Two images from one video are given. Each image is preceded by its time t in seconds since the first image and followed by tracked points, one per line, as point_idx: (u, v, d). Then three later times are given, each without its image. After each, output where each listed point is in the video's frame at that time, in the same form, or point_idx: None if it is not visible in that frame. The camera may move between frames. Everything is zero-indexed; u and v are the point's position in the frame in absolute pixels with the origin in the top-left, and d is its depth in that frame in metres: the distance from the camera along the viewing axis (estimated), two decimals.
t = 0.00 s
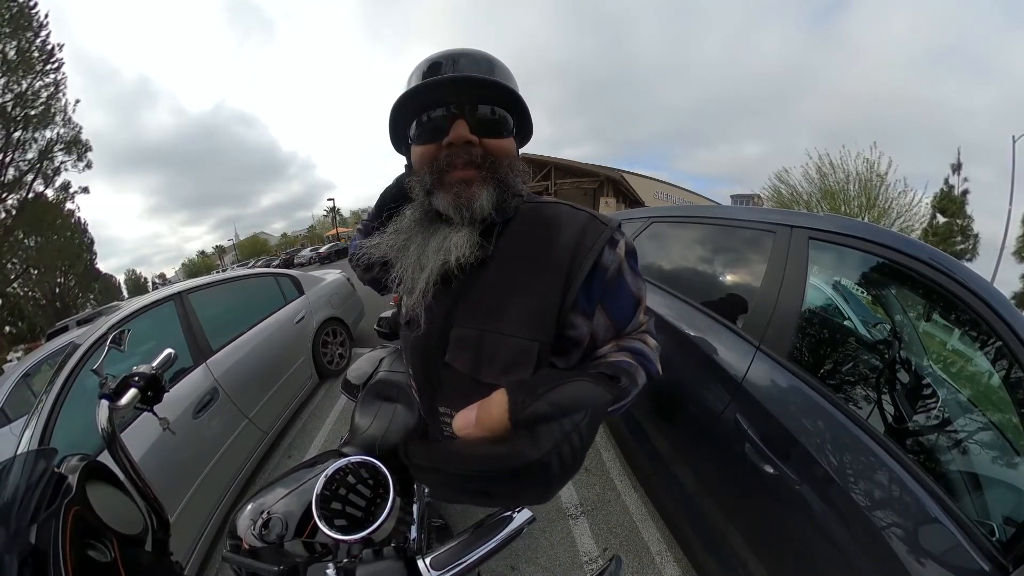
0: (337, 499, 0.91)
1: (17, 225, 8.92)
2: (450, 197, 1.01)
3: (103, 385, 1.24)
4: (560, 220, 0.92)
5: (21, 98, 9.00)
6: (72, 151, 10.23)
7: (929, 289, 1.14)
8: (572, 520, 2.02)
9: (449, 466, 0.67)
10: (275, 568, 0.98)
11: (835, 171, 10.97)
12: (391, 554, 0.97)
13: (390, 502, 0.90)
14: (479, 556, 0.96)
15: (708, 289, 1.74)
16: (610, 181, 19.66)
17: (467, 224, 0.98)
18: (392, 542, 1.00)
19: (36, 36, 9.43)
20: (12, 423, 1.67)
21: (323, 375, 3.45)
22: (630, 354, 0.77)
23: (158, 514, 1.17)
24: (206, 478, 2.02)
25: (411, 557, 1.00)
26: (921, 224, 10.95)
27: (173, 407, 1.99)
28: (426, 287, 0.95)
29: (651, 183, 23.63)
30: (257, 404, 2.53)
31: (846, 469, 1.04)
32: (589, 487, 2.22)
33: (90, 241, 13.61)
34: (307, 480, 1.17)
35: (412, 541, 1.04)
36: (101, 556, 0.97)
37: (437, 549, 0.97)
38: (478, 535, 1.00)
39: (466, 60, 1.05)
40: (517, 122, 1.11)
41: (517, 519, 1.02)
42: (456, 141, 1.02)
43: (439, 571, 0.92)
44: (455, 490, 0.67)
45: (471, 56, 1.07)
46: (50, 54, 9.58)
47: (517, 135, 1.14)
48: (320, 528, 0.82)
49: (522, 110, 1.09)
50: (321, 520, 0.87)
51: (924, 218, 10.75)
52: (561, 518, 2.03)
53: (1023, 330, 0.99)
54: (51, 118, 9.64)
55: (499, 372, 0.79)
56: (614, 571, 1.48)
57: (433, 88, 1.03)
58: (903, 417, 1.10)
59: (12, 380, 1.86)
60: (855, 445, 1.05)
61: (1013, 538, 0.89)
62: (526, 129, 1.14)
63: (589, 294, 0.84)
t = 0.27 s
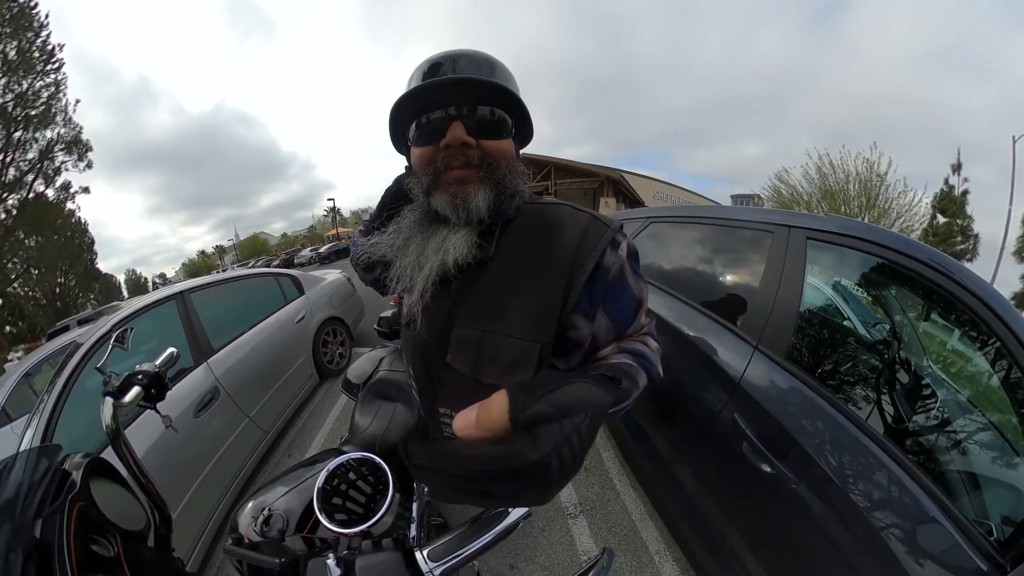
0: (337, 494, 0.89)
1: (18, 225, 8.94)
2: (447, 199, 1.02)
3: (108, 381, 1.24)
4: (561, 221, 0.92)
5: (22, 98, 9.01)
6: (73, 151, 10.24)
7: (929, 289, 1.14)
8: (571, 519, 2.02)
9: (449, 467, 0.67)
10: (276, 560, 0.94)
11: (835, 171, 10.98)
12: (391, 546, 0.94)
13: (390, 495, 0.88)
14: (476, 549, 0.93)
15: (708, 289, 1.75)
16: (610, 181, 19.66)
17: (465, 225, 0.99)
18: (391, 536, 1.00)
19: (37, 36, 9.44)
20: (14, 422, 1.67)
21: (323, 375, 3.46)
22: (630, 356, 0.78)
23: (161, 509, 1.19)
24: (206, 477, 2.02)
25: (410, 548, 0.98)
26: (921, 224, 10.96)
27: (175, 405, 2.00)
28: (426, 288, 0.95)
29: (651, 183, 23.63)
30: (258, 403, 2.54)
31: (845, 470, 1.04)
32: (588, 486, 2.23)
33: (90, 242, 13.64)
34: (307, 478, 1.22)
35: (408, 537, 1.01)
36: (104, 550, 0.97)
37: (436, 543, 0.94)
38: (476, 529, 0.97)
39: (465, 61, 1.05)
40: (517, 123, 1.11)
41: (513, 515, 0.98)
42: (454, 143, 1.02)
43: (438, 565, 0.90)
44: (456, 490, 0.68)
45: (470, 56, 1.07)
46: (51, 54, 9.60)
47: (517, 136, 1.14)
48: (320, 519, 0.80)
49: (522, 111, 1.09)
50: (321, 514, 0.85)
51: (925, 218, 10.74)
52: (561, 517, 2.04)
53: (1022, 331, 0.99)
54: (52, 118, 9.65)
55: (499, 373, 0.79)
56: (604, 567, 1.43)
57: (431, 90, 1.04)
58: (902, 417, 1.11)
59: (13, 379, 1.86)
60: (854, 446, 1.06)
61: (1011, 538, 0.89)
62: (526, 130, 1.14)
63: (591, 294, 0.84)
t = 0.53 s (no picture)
0: (337, 491, 0.91)
1: (18, 225, 8.95)
2: (447, 201, 1.02)
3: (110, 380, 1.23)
4: (562, 224, 0.92)
5: (23, 98, 9.02)
6: (74, 151, 10.24)
7: (929, 291, 1.14)
8: (570, 519, 2.03)
9: (447, 469, 0.67)
10: (276, 555, 0.94)
11: (835, 171, 10.98)
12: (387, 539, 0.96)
13: (387, 493, 0.89)
14: (472, 544, 0.90)
15: (707, 290, 1.75)
16: (610, 181, 19.66)
17: (465, 227, 0.99)
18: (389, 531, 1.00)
19: (37, 36, 9.44)
20: (15, 422, 1.68)
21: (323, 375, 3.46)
22: (630, 360, 0.78)
23: (162, 507, 1.19)
24: (207, 477, 2.02)
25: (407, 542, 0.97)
26: (920, 224, 10.95)
27: (176, 405, 2.01)
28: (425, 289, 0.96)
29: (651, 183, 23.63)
30: (258, 403, 2.54)
31: (844, 472, 1.05)
32: (587, 486, 2.23)
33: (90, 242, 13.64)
34: (306, 476, 1.22)
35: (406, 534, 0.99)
36: (107, 547, 0.98)
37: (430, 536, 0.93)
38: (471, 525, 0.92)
39: (466, 63, 1.06)
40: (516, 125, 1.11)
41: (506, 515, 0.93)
42: (454, 146, 1.03)
43: (431, 560, 0.90)
44: (453, 492, 0.68)
45: (471, 58, 1.07)
46: (52, 54, 9.60)
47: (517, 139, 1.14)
48: (320, 517, 0.82)
49: (522, 113, 1.10)
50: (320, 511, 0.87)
51: (924, 218, 10.74)
52: (559, 517, 2.05)
53: (1022, 333, 0.99)
54: (53, 118, 9.66)
55: (498, 375, 0.79)
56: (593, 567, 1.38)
57: (431, 92, 1.04)
58: (902, 418, 1.11)
59: (14, 379, 1.86)
60: (852, 448, 1.06)
61: (1009, 541, 0.90)
62: (526, 132, 1.14)
63: (592, 295, 0.84)
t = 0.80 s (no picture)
0: (337, 489, 0.89)
1: (19, 225, 8.96)
2: (452, 201, 1.02)
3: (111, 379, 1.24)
4: (563, 225, 0.93)
5: (23, 98, 9.02)
6: (74, 151, 10.25)
7: (929, 291, 1.14)
8: (569, 519, 2.03)
9: (447, 469, 0.67)
10: (276, 551, 0.95)
11: (835, 171, 10.98)
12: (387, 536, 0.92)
13: (386, 493, 0.87)
14: (471, 540, 0.88)
15: (707, 290, 1.75)
16: (610, 181, 19.66)
17: (472, 226, 0.99)
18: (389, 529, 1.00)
19: (38, 36, 9.45)
20: (16, 421, 1.68)
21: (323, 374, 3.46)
22: (630, 361, 0.78)
23: (163, 505, 1.20)
24: (207, 476, 2.02)
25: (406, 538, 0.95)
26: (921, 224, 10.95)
27: (177, 404, 2.01)
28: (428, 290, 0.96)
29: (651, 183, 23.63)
30: (258, 402, 2.54)
31: (844, 472, 1.05)
32: (586, 486, 2.24)
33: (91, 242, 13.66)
34: (306, 475, 1.23)
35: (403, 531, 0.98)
36: (109, 544, 0.99)
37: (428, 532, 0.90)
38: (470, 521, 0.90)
39: (465, 62, 1.06)
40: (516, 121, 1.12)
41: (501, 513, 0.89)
42: (457, 144, 1.03)
43: (428, 556, 0.88)
44: (453, 492, 0.68)
45: (469, 56, 1.08)
46: (52, 54, 9.61)
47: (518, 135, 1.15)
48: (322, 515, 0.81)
49: (521, 108, 1.10)
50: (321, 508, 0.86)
51: (925, 218, 10.74)
52: (559, 516, 2.05)
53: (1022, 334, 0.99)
54: (53, 118, 9.67)
55: (498, 376, 0.79)
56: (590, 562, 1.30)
57: (433, 90, 1.04)
58: (901, 419, 1.11)
59: (14, 378, 1.87)
60: (852, 448, 1.06)
61: (1008, 541, 0.90)
62: (526, 127, 1.15)
63: (593, 297, 0.85)
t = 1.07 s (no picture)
0: (337, 486, 0.88)
1: (19, 224, 8.97)
2: (458, 198, 1.02)
3: (113, 376, 1.23)
4: (563, 225, 0.93)
5: (24, 98, 9.03)
6: (75, 151, 10.26)
7: (929, 290, 1.14)
8: (569, 518, 2.03)
9: (446, 467, 0.67)
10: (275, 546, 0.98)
11: (835, 172, 10.99)
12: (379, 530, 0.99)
13: (385, 491, 0.87)
14: (468, 537, 0.88)
15: (708, 289, 1.75)
16: (610, 181, 19.65)
17: (478, 224, 0.99)
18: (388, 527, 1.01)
19: (38, 36, 9.45)
20: (15, 419, 1.67)
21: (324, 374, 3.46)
22: (630, 361, 0.78)
23: (162, 502, 1.18)
24: (207, 475, 2.02)
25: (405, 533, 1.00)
26: (921, 225, 10.95)
27: (178, 403, 2.01)
28: (433, 288, 0.96)
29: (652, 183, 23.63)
30: (258, 401, 2.54)
31: (844, 472, 1.05)
32: (586, 485, 2.24)
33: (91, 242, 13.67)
34: (306, 473, 1.23)
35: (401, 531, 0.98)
36: (108, 540, 0.98)
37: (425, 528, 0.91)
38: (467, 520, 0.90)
39: (460, 60, 1.07)
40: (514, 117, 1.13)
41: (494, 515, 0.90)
42: (459, 141, 1.03)
43: (426, 551, 0.89)
44: (452, 491, 0.68)
45: (464, 55, 1.09)
46: (53, 54, 9.61)
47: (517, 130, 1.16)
48: (322, 513, 0.81)
49: (519, 103, 1.11)
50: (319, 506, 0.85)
51: (925, 218, 10.74)
52: (558, 516, 2.05)
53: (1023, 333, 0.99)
54: (54, 118, 9.67)
55: (498, 375, 0.79)
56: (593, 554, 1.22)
57: (430, 89, 1.04)
58: (902, 418, 1.11)
59: (14, 377, 1.86)
60: (852, 448, 1.06)
61: (1009, 539, 0.90)
62: (524, 123, 1.16)
63: (593, 296, 0.85)
